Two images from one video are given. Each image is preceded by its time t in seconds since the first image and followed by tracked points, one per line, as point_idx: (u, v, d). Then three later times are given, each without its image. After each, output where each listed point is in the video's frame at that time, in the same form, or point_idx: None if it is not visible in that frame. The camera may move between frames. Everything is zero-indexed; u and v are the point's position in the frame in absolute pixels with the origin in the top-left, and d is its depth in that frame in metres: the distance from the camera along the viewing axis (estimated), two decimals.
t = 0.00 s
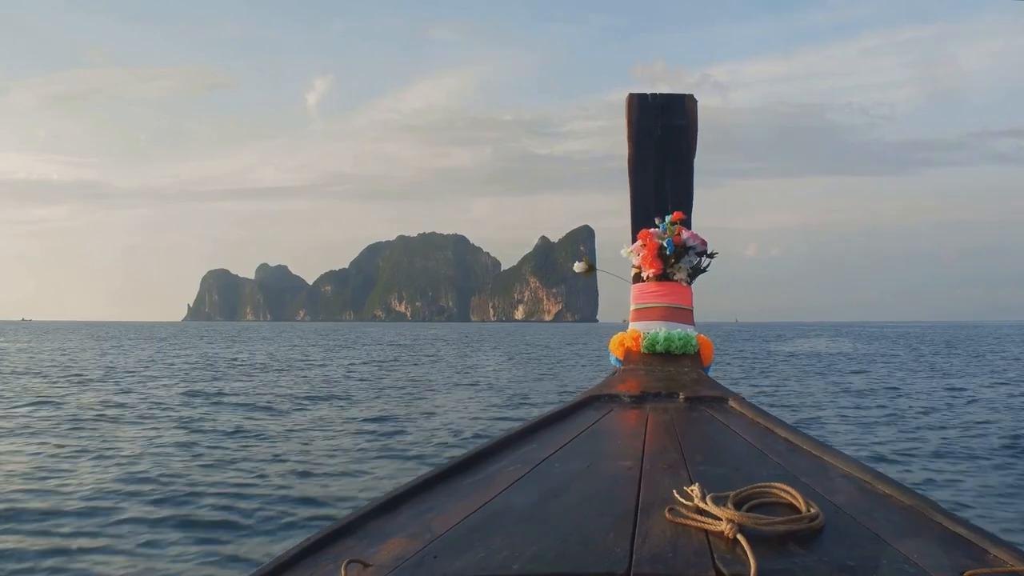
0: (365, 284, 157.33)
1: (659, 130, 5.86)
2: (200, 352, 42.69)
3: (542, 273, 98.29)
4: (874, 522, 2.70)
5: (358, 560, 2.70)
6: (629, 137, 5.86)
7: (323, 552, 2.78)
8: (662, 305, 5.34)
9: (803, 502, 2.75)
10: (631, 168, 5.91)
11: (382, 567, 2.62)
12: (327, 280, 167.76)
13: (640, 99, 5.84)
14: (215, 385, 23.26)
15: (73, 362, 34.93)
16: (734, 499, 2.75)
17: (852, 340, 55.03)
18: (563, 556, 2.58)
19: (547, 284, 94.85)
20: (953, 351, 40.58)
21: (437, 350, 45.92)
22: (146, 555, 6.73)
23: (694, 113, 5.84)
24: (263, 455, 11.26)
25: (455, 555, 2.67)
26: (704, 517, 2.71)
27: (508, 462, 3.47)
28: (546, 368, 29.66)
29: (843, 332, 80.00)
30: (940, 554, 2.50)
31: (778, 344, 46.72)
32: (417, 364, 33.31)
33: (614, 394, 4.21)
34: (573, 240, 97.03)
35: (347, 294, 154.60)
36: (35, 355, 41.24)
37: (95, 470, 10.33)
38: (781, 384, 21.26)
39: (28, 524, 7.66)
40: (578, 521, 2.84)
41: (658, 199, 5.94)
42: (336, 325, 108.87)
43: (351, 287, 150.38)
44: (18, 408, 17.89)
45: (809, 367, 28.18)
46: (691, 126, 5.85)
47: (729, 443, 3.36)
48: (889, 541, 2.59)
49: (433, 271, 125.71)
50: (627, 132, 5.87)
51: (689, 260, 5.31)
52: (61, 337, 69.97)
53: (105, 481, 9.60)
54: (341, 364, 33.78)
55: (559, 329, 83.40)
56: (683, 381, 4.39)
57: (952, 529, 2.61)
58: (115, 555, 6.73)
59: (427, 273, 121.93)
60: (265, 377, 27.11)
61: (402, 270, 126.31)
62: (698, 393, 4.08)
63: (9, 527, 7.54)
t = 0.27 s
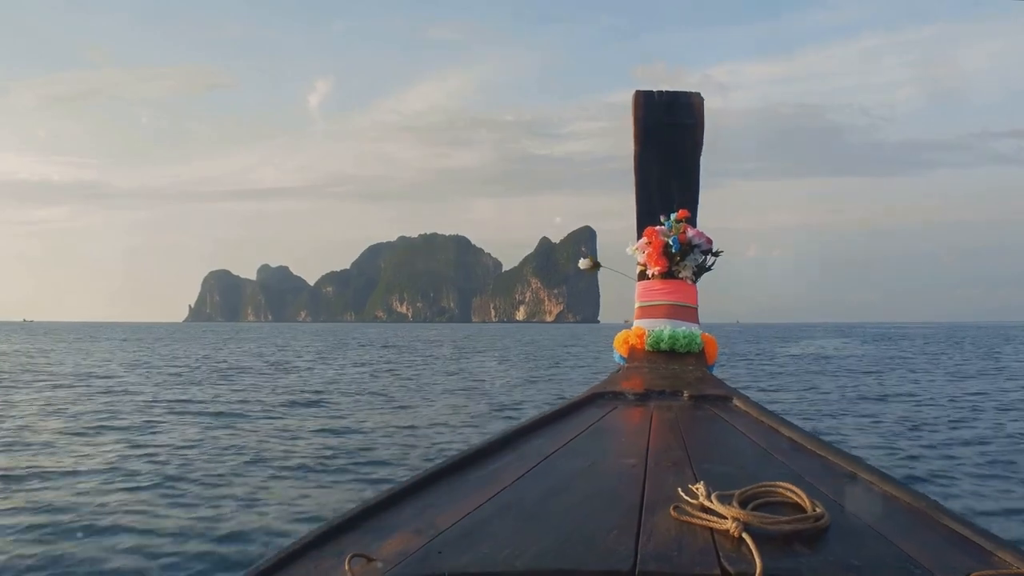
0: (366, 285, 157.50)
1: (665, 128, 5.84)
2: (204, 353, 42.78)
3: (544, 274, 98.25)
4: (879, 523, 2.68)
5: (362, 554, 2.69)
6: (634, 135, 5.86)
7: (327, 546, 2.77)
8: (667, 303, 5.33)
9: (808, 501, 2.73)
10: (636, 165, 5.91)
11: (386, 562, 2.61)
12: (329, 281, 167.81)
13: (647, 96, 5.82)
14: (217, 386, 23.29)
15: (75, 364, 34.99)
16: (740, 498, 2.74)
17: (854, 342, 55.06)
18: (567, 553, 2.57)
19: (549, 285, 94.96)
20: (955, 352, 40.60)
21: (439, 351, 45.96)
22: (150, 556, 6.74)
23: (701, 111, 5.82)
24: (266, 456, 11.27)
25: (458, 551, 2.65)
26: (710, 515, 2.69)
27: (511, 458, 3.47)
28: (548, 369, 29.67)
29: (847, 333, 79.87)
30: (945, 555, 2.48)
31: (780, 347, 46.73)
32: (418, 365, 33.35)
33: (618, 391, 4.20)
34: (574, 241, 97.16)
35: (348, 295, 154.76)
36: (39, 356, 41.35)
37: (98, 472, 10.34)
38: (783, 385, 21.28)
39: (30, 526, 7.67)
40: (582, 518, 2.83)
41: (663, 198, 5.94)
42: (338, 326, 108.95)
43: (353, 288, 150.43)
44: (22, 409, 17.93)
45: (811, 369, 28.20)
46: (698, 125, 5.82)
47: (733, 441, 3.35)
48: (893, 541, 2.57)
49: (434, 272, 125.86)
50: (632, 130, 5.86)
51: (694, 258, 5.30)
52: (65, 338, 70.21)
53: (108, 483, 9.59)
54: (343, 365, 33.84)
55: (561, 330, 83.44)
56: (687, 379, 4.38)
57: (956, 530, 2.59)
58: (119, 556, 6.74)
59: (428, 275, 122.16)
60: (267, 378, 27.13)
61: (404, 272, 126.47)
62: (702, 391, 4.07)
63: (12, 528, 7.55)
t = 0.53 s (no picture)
0: (368, 286, 157.35)
1: (670, 132, 5.83)
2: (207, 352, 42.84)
3: (546, 275, 98.20)
4: (879, 533, 2.66)
5: (359, 556, 2.68)
6: (640, 138, 5.84)
7: (324, 547, 2.75)
8: (668, 308, 5.31)
9: (808, 510, 2.71)
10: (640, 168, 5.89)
11: (383, 563, 2.59)
12: (331, 281, 167.82)
13: (652, 100, 5.81)
14: (218, 386, 23.26)
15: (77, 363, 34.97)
16: (739, 506, 2.72)
17: (858, 343, 54.81)
18: (564, 559, 2.55)
19: (551, 285, 94.78)
20: (959, 354, 40.44)
21: (441, 351, 45.85)
22: (149, 557, 6.74)
23: (706, 116, 5.80)
24: (266, 456, 11.25)
25: (456, 554, 2.64)
26: (709, 523, 2.68)
27: (510, 462, 3.45)
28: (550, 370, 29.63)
29: (852, 334, 79.73)
30: (944, 566, 2.46)
31: (783, 347, 46.58)
32: (420, 366, 33.30)
33: (619, 395, 4.18)
34: (577, 242, 97.01)
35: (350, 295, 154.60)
36: (42, 355, 41.45)
37: (97, 472, 10.32)
38: (786, 387, 21.20)
39: (30, 526, 7.66)
40: (580, 524, 2.81)
41: (666, 201, 5.91)
42: (340, 327, 108.83)
43: (355, 288, 150.47)
44: (25, 408, 17.97)
45: (814, 370, 28.12)
46: (702, 129, 5.81)
47: (733, 449, 3.33)
48: (891, 551, 2.54)
49: (436, 272, 125.69)
50: (637, 133, 5.84)
51: (696, 264, 5.28)
52: (68, 338, 70.32)
53: (107, 483, 9.58)
54: (345, 365, 33.81)
55: (563, 330, 83.30)
56: (688, 384, 4.36)
57: (955, 542, 2.57)
58: (118, 557, 6.73)
59: (430, 275, 122.00)
60: (268, 377, 27.10)
61: (406, 272, 126.31)
62: (703, 398, 4.05)
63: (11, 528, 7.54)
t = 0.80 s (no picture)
0: (371, 286, 157.41)
1: (674, 140, 5.84)
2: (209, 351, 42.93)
3: (548, 275, 98.15)
4: (876, 544, 2.65)
5: (356, 558, 2.68)
6: (643, 146, 5.82)
7: (321, 548, 2.75)
8: (667, 316, 5.32)
9: (805, 520, 2.71)
10: (643, 175, 5.89)
11: (379, 567, 2.59)
12: (333, 281, 167.83)
13: (656, 107, 5.80)
14: (220, 386, 23.30)
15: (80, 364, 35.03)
16: (735, 514, 2.72)
17: (861, 343, 54.69)
18: (560, 565, 2.56)
19: (553, 285, 94.76)
20: (962, 354, 40.36)
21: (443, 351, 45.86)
22: (148, 557, 6.74)
23: (709, 124, 5.82)
24: (267, 457, 11.27)
25: (452, 558, 2.64)
26: (705, 530, 2.68)
27: (507, 467, 3.45)
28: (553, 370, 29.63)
29: (856, 334, 79.59)
30: None
31: (787, 347, 46.54)
32: (423, 366, 33.33)
33: (616, 402, 4.18)
34: (580, 242, 97.00)
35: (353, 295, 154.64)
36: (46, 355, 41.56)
37: (99, 472, 10.35)
38: (788, 387, 21.19)
39: (31, 524, 7.69)
40: (577, 530, 2.81)
41: (668, 209, 5.92)
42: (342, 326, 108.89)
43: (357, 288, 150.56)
44: (26, 408, 18.02)
45: (817, 371, 28.09)
46: (704, 138, 5.84)
47: (730, 458, 3.33)
48: (886, 563, 2.54)
49: (439, 273, 125.68)
50: (640, 141, 5.82)
51: (696, 272, 5.29)
52: (72, 338, 70.45)
53: (108, 483, 9.61)
54: (348, 365, 33.84)
55: (566, 330, 83.28)
56: (686, 392, 4.36)
57: (950, 555, 2.56)
58: (118, 556, 6.74)
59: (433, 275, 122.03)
60: (271, 377, 27.13)
61: (409, 272, 126.36)
62: (700, 406, 4.06)
63: (13, 527, 7.57)
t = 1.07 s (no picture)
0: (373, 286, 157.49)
1: (672, 145, 5.82)
2: (211, 352, 42.97)
3: (550, 275, 98.10)
4: (871, 550, 2.65)
5: (351, 557, 2.69)
6: (641, 150, 5.82)
7: (316, 547, 2.77)
8: (664, 320, 5.32)
9: (799, 525, 2.71)
10: (641, 180, 5.89)
11: (373, 568, 2.60)
12: (335, 281, 167.84)
13: (654, 112, 5.78)
14: (221, 387, 23.35)
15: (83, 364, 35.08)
16: (730, 519, 2.72)
17: (863, 342, 54.63)
18: (554, 567, 2.56)
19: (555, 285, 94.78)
20: (966, 352, 40.31)
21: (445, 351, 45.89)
22: (147, 559, 6.75)
23: (707, 129, 5.80)
24: (267, 457, 11.28)
25: (447, 560, 2.65)
26: (700, 535, 2.68)
27: (502, 469, 3.46)
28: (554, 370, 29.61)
29: (858, 333, 79.51)
30: None
31: (790, 346, 46.53)
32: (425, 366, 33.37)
33: (613, 405, 4.18)
34: (581, 242, 97.03)
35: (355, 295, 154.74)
36: (48, 356, 41.65)
37: (98, 473, 10.37)
38: (790, 386, 21.17)
39: (30, 526, 7.71)
40: (571, 533, 2.81)
41: (666, 213, 5.94)
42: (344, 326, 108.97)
43: (359, 288, 150.61)
44: (27, 409, 18.06)
45: (819, 370, 28.08)
46: (704, 142, 5.81)
47: (726, 462, 3.33)
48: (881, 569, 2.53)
49: (440, 272, 125.74)
50: (638, 145, 5.82)
51: (694, 277, 5.29)
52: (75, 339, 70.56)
53: (108, 484, 9.63)
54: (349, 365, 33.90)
55: (568, 330, 83.30)
56: (683, 397, 4.36)
57: (945, 561, 2.55)
58: (117, 557, 6.75)
59: (434, 275, 122.09)
60: (272, 378, 27.17)
61: (411, 272, 126.43)
62: (697, 410, 4.06)
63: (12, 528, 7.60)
